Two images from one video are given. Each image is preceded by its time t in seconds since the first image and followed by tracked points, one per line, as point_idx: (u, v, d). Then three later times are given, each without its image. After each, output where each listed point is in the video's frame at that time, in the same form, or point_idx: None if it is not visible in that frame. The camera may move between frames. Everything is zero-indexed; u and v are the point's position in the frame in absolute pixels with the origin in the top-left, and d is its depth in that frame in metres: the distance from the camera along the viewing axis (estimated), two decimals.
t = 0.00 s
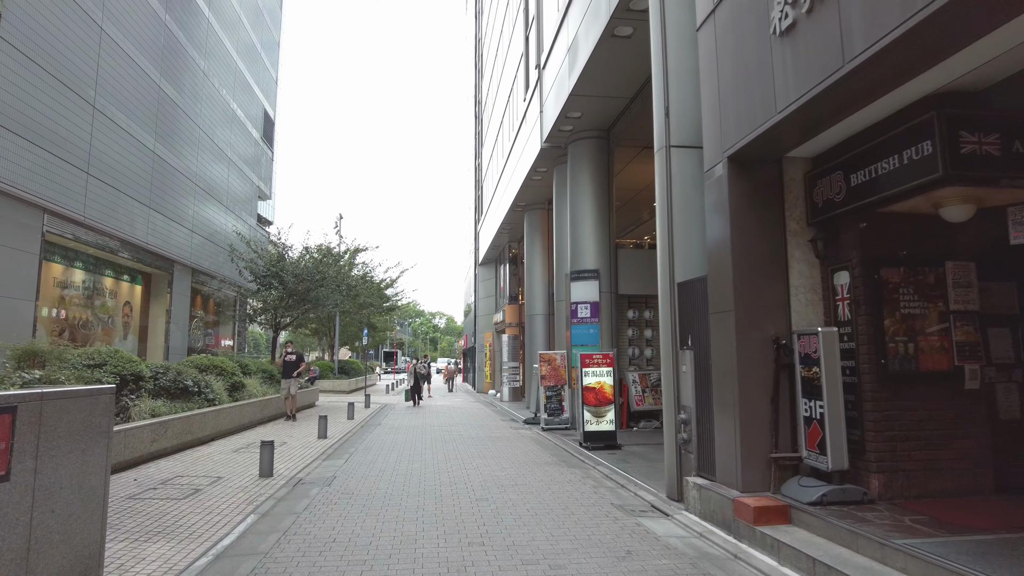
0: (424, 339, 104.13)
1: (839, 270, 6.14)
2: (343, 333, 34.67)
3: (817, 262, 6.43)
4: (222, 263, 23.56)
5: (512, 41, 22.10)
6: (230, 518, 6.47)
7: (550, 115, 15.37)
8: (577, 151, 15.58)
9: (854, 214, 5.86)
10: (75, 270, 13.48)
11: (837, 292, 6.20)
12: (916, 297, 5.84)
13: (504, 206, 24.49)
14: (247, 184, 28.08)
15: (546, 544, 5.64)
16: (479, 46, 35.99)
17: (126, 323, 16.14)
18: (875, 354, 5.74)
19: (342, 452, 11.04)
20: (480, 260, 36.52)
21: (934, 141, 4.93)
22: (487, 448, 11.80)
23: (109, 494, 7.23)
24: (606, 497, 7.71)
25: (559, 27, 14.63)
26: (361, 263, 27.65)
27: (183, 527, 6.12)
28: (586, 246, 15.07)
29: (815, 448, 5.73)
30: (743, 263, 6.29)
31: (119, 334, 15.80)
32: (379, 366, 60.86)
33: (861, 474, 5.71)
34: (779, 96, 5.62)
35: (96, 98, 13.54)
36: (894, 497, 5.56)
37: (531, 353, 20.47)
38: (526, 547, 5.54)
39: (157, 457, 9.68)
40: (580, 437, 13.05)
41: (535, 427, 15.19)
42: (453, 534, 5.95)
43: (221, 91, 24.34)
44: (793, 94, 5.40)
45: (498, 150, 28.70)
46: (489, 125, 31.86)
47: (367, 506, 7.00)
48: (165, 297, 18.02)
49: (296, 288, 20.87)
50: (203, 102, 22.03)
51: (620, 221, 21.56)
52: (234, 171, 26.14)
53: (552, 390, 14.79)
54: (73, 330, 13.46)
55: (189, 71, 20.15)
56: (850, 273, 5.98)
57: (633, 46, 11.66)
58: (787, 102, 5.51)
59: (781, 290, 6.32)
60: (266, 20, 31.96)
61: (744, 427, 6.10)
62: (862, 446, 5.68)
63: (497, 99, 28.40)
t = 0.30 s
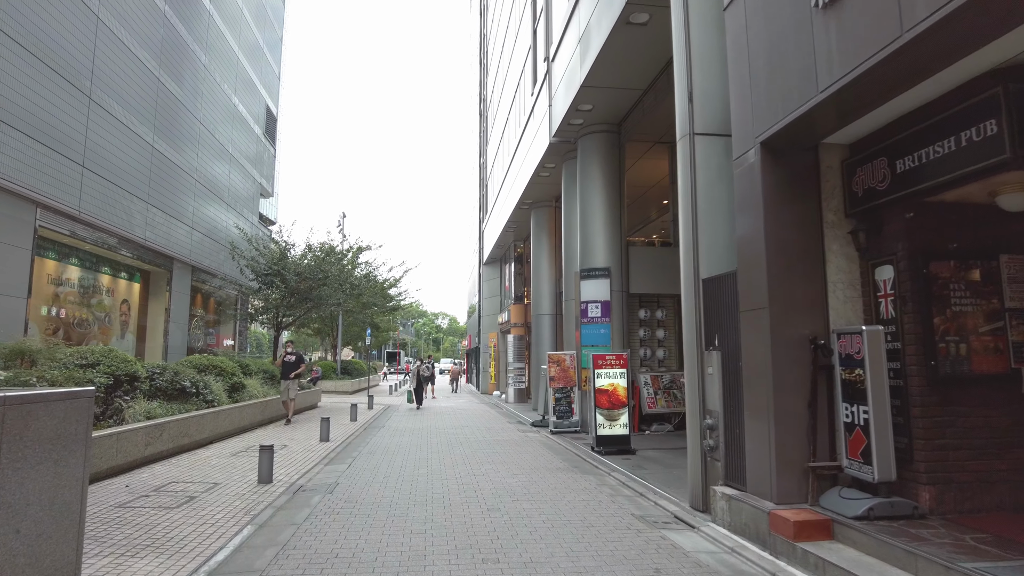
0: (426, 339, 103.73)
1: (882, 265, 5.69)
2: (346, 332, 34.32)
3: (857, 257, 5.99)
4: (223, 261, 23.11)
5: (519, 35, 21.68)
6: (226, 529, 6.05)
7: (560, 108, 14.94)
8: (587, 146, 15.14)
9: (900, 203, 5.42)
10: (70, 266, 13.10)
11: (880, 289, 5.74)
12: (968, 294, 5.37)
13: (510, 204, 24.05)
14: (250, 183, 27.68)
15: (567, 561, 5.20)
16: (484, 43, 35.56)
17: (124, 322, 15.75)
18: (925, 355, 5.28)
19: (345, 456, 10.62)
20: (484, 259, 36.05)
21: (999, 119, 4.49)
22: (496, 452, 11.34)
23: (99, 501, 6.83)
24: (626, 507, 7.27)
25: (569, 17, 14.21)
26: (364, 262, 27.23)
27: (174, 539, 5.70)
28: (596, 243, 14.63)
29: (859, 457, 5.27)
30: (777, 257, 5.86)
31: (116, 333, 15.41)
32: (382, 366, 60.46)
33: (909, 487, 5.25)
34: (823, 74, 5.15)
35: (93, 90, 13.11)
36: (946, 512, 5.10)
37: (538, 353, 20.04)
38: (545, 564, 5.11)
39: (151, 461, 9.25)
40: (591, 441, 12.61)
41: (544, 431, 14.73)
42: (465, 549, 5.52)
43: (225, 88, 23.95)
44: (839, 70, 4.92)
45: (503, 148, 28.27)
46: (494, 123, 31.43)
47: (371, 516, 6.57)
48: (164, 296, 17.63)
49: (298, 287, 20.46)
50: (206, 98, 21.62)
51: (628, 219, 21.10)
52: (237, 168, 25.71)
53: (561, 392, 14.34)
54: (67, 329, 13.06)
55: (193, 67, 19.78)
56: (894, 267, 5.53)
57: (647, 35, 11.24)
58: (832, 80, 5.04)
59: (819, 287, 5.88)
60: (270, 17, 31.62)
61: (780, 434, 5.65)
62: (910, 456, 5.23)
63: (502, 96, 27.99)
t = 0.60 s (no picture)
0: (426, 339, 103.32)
1: (925, 256, 5.27)
2: (347, 331, 33.91)
3: (896, 248, 5.57)
4: (221, 259, 22.67)
5: (524, 28, 21.26)
6: (217, 539, 5.63)
7: (567, 100, 14.52)
8: (595, 139, 14.71)
9: (947, 188, 5.00)
10: (62, 262, 12.72)
11: (923, 282, 5.32)
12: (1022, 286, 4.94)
13: (514, 200, 23.62)
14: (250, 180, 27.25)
15: None
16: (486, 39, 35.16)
17: (118, 319, 15.34)
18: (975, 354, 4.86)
19: (344, 459, 10.19)
20: (486, 258, 35.59)
21: None
22: (502, 455, 10.91)
23: (82, 508, 6.41)
24: (643, 515, 6.84)
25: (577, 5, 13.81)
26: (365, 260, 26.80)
27: (161, 550, 5.28)
28: (604, 239, 14.20)
29: (903, 463, 4.84)
30: (811, 248, 5.44)
31: (110, 331, 15.01)
32: (382, 366, 60.06)
33: (960, 495, 4.83)
34: (867, 46, 4.69)
35: (85, 80, 12.72)
36: (1001, 524, 4.68)
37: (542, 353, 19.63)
38: None
39: (142, 464, 8.83)
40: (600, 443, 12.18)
41: (550, 432, 14.30)
42: (475, 561, 5.10)
43: (226, 84, 23.54)
44: (887, 42, 4.46)
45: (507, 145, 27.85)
46: (497, 120, 31.02)
47: (373, 525, 6.16)
48: (160, 293, 17.21)
49: (298, 284, 20.03)
50: (205, 93, 21.21)
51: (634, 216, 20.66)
52: (236, 164, 25.26)
53: (568, 392, 13.91)
54: (59, 327, 12.66)
55: (194, 63, 19.44)
56: (940, 256, 5.11)
57: (659, 21, 10.85)
58: (878, 53, 4.58)
59: (856, 280, 5.46)
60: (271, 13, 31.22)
61: (815, 439, 5.23)
62: (961, 463, 4.81)
63: (505, 91, 27.58)
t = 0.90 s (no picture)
0: (426, 339, 102.92)
1: (985, 247, 4.81)
2: (347, 331, 33.50)
3: (949, 240, 5.11)
4: (219, 258, 22.18)
5: (528, 22, 20.80)
6: (206, 557, 5.16)
7: (575, 92, 14.06)
8: (604, 132, 14.23)
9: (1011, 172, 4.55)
10: (50, 259, 12.33)
11: (981, 275, 4.86)
12: None
13: (518, 198, 23.15)
14: (250, 178, 26.81)
15: None
16: (488, 37, 34.73)
17: (111, 320, 14.90)
18: None
19: (345, 465, 9.71)
20: (488, 257, 35.10)
21: None
22: (509, 461, 10.42)
23: (62, 523, 5.94)
24: (667, 529, 6.36)
25: None
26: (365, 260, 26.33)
27: (143, 571, 4.81)
28: (614, 236, 13.72)
29: (965, 478, 4.35)
30: (856, 239, 4.96)
31: (102, 332, 14.56)
32: (383, 367, 59.64)
33: None
34: (926, 12, 4.19)
35: (74, 71, 12.22)
36: None
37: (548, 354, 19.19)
38: None
39: (131, 472, 8.35)
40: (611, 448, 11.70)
41: (557, 436, 13.82)
42: None
43: (226, 80, 23.10)
44: (952, 6, 3.96)
45: (510, 142, 27.37)
46: (499, 117, 30.55)
47: (375, 541, 5.68)
48: (154, 292, 16.71)
49: (297, 284, 19.55)
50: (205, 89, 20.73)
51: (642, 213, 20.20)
52: (236, 162, 24.77)
53: (575, 395, 13.42)
54: (48, 327, 12.24)
55: (193, 57, 18.97)
56: (1003, 247, 4.70)
57: (674, 6, 10.38)
58: (940, 19, 4.08)
59: (905, 274, 4.99)
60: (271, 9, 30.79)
61: (862, 450, 4.74)
62: None
63: (508, 88, 27.13)
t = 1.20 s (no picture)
0: (428, 339, 102.55)
1: None
2: (350, 330, 33.11)
3: (1016, 223, 4.66)
4: (220, 255, 21.77)
5: (535, 13, 20.35)
6: (203, 569, 4.74)
7: (586, 81, 13.63)
8: (616, 122, 13.78)
9: None
10: (44, 253, 11.97)
11: None
12: None
13: (524, 194, 22.71)
14: (253, 175, 26.40)
15: None
16: (493, 33, 34.29)
17: (109, 317, 14.49)
18: None
19: (351, 468, 9.27)
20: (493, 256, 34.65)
21: None
22: (522, 462, 9.98)
23: (49, 531, 5.52)
24: (699, 537, 5.91)
25: None
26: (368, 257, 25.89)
27: None
28: (627, 230, 13.27)
29: None
30: (915, 221, 4.51)
31: (99, 329, 14.16)
32: (385, 367, 59.28)
33: None
34: None
35: (69, 58, 11.81)
36: None
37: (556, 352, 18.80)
38: None
39: (126, 475, 7.93)
40: (626, 449, 11.26)
41: (568, 436, 13.39)
42: None
43: (228, 74, 22.68)
44: None
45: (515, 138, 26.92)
46: (505, 113, 30.10)
47: (386, 551, 5.25)
48: (153, 289, 16.27)
49: (300, 281, 19.11)
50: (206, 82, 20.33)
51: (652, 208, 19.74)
52: (237, 158, 24.33)
53: (588, 394, 12.99)
54: (42, 324, 11.88)
55: (194, 49, 18.56)
56: None
57: None
58: None
59: (970, 260, 4.54)
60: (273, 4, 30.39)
61: (926, 453, 4.29)
62: None
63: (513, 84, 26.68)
